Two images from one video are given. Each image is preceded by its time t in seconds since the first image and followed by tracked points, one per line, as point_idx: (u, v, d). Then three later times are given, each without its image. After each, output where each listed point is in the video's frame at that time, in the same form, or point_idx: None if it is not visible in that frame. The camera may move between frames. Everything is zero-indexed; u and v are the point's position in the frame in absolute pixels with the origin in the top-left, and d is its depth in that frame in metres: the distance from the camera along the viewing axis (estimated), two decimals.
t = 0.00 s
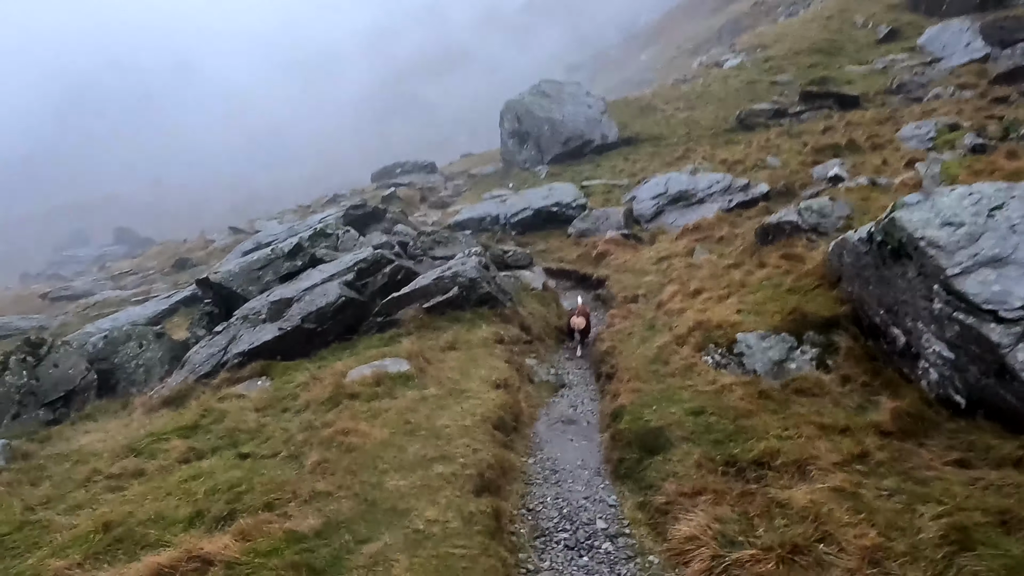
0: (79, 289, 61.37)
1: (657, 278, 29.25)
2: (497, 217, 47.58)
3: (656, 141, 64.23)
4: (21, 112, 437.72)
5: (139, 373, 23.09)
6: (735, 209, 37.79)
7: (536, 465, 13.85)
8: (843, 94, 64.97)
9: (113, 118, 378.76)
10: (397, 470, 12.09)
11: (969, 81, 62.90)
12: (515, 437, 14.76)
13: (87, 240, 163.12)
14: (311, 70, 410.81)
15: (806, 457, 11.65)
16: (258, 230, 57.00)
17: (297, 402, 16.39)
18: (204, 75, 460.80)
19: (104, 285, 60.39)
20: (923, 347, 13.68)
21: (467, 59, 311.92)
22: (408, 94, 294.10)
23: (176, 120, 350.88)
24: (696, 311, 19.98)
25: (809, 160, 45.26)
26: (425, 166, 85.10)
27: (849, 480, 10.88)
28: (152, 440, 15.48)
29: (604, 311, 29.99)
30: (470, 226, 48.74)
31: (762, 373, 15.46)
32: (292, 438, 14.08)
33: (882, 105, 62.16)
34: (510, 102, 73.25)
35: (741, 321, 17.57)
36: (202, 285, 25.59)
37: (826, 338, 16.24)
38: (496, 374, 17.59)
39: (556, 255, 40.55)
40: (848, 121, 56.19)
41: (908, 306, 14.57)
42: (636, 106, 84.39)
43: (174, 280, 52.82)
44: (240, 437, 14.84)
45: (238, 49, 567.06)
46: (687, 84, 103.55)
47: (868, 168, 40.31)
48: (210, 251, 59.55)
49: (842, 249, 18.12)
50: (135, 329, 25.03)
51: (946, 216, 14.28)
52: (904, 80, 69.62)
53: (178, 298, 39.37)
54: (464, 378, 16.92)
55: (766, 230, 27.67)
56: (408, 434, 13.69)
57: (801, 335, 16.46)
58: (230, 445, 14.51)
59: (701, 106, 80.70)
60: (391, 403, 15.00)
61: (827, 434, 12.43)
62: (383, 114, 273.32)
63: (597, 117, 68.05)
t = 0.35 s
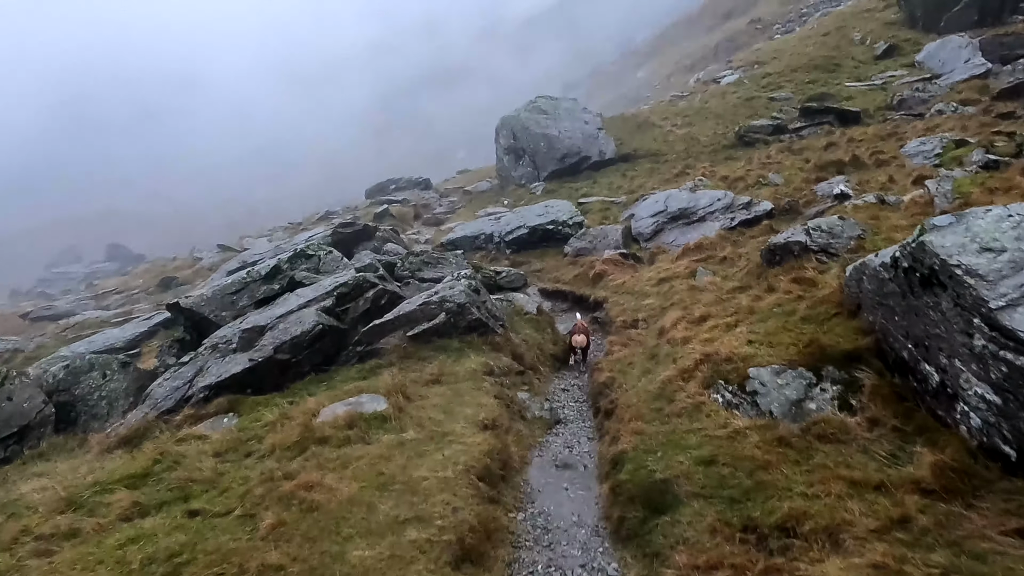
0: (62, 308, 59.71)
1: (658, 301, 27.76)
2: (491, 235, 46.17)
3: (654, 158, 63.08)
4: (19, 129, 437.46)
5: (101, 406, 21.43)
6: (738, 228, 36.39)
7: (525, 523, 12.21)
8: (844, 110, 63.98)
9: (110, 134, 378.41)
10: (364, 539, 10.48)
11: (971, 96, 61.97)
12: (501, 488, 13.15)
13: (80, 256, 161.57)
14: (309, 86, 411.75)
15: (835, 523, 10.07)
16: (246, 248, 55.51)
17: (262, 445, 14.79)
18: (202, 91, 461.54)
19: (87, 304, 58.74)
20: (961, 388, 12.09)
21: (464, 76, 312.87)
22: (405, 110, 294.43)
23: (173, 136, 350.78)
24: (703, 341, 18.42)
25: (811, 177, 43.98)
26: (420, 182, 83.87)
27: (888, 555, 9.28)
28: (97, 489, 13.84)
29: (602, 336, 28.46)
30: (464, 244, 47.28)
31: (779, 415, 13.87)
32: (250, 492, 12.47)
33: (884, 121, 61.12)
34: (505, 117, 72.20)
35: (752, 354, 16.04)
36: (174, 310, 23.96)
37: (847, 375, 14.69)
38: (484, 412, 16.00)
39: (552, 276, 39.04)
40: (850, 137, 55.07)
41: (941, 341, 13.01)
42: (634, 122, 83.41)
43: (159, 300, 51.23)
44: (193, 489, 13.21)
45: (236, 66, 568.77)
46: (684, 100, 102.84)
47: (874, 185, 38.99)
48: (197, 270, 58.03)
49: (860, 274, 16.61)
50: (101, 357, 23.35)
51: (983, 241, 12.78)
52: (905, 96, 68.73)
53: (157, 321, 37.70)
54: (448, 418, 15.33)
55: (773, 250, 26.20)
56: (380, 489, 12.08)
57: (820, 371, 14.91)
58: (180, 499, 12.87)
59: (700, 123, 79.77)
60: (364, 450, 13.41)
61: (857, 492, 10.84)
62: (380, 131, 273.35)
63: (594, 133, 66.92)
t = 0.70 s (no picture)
0: (41, 324, 57.80)
1: (657, 323, 26.08)
2: (484, 251, 44.51)
3: (651, 171, 61.67)
4: (15, 141, 436.48)
5: (50, 440, 19.56)
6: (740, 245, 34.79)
7: None
8: (845, 123, 62.71)
9: (106, 146, 377.45)
10: None
11: (974, 109, 60.75)
12: (477, 553, 11.35)
13: (71, 270, 159.66)
14: (306, 99, 411.93)
15: None
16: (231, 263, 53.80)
17: (209, 496, 13.03)
18: (200, 104, 461.47)
19: (66, 321, 56.82)
20: (1011, 438, 10.24)
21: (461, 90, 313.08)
22: (402, 123, 294.10)
23: (170, 148, 349.99)
24: (708, 373, 16.67)
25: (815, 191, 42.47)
26: (414, 195, 82.35)
27: None
28: (14, 551, 12.04)
29: (599, 359, 26.77)
30: (455, 260, 45.59)
31: (799, 466, 12.07)
32: (183, 562, 10.70)
33: (886, 135, 59.85)
34: (500, 129, 70.82)
35: (764, 390, 14.32)
36: (134, 334, 22.12)
37: (874, 416, 12.93)
38: (463, 456, 14.22)
39: (546, 294, 37.33)
40: (852, 150, 53.67)
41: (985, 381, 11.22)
42: (631, 135, 82.13)
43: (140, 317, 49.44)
44: (121, 553, 11.44)
45: (234, 79, 569.58)
46: (682, 113, 101.76)
47: (880, 200, 37.45)
48: (181, 285, 56.26)
49: (884, 300, 14.87)
50: (53, 385, 21.47)
51: None
52: (907, 109, 67.56)
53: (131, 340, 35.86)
54: (421, 464, 13.58)
55: (780, 269, 24.54)
56: (333, 560, 10.31)
57: (843, 411, 13.17)
58: (104, 567, 11.09)
59: (698, 135, 78.52)
60: (322, 508, 11.65)
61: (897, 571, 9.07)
62: (377, 144, 272.69)
63: (590, 146, 65.55)
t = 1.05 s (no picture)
0: (23, 339, 55.95)
1: (662, 340, 24.33)
2: (479, 262, 42.80)
3: (653, 180, 60.10)
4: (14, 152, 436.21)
5: None
6: (748, 256, 33.06)
7: None
8: (850, 131, 61.23)
9: (105, 157, 376.81)
10: None
11: (983, 117, 59.30)
12: None
13: (65, 281, 158.01)
14: (305, 111, 411.93)
15: None
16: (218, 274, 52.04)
17: (144, 550, 11.20)
18: (199, 115, 461.53)
19: (49, 335, 54.95)
20: None
21: (460, 102, 313.04)
22: (401, 135, 293.56)
23: (168, 159, 349.38)
24: (723, 400, 14.84)
25: (823, 200, 40.83)
26: (410, 206, 80.79)
27: None
28: None
29: (600, 379, 25.02)
30: (449, 272, 43.83)
31: (838, 519, 10.24)
32: None
33: (893, 143, 58.38)
34: (497, 138, 69.38)
35: (789, 422, 12.52)
36: (92, 353, 20.21)
37: (921, 454, 11.12)
38: (444, 500, 12.38)
39: (543, 308, 35.55)
40: (860, 159, 52.05)
41: None
42: (631, 144, 80.66)
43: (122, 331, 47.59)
44: None
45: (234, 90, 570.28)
46: (682, 122, 100.42)
47: (894, 209, 35.80)
48: (168, 297, 54.46)
49: (922, 316, 13.06)
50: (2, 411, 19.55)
51: None
52: (913, 117, 66.06)
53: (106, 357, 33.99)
54: (396, 512, 11.76)
55: (795, 282, 22.78)
56: None
57: (884, 449, 11.36)
58: None
59: (699, 145, 77.10)
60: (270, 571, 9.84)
61: None
62: (376, 156, 271.79)
63: (590, 155, 64.02)
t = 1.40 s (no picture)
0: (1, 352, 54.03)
1: (666, 360, 22.61)
2: (472, 273, 41.09)
3: (652, 188, 58.53)
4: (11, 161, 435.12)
5: None
6: (753, 268, 31.39)
7: None
8: (854, 137, 59.77)
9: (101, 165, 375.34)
10: None
11: (990, 123, 57.85)
12: None
13: (57, 290, 156.11)
14: (302, 119, 411.10)
15: None
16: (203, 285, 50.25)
17: None
18: (196, 122, 460.35)
19: (28, 348, 53.06)
20: None
21: (458, 110, 312.35)
22: (398, 143, 292.55)
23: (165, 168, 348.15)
24: (738, 436, 13.13)
25: (830, 209, 39.20)
26: (404, 214, 79.13)
27: None
28: None
29: (599, 401, 23.32)
30: (441, 282, 42.08)
31: None
32: None
33: (898, 150, 56.91)
34: (493, 145, 67.85)
35: (817, 466, 10.79)
36: (40, 376, 18.43)
37: (979, 506, 9.32)
38: (416, 559, 10.61)
39: (538, 322, 33.80)
40: (865, 166, 50.51)
41: None
42: (629, 151, 79.18)
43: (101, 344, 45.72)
44: None
45: (232, 98, 569.74)
46: (681, 130, 99.06)
47: (906, 218, 34.16)
48: (152, 308, 52.65)
49: (965, 339, 11.34)
50: None
51: None
52: (917, 124, 64.66)
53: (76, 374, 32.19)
54: None
55: (808, 297, 21.17)
56: None
57: (933, 501, 9.58)
58: None
59: (699, 152, 75.65)
60: None
61: None
62: (373, 164, 270.67)
63: (587, 162, 62.48)
